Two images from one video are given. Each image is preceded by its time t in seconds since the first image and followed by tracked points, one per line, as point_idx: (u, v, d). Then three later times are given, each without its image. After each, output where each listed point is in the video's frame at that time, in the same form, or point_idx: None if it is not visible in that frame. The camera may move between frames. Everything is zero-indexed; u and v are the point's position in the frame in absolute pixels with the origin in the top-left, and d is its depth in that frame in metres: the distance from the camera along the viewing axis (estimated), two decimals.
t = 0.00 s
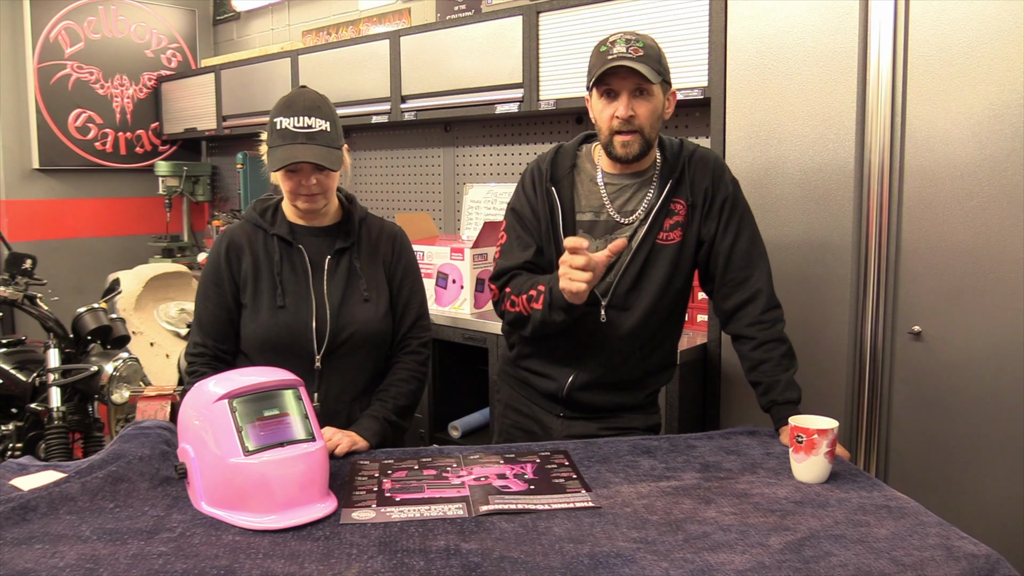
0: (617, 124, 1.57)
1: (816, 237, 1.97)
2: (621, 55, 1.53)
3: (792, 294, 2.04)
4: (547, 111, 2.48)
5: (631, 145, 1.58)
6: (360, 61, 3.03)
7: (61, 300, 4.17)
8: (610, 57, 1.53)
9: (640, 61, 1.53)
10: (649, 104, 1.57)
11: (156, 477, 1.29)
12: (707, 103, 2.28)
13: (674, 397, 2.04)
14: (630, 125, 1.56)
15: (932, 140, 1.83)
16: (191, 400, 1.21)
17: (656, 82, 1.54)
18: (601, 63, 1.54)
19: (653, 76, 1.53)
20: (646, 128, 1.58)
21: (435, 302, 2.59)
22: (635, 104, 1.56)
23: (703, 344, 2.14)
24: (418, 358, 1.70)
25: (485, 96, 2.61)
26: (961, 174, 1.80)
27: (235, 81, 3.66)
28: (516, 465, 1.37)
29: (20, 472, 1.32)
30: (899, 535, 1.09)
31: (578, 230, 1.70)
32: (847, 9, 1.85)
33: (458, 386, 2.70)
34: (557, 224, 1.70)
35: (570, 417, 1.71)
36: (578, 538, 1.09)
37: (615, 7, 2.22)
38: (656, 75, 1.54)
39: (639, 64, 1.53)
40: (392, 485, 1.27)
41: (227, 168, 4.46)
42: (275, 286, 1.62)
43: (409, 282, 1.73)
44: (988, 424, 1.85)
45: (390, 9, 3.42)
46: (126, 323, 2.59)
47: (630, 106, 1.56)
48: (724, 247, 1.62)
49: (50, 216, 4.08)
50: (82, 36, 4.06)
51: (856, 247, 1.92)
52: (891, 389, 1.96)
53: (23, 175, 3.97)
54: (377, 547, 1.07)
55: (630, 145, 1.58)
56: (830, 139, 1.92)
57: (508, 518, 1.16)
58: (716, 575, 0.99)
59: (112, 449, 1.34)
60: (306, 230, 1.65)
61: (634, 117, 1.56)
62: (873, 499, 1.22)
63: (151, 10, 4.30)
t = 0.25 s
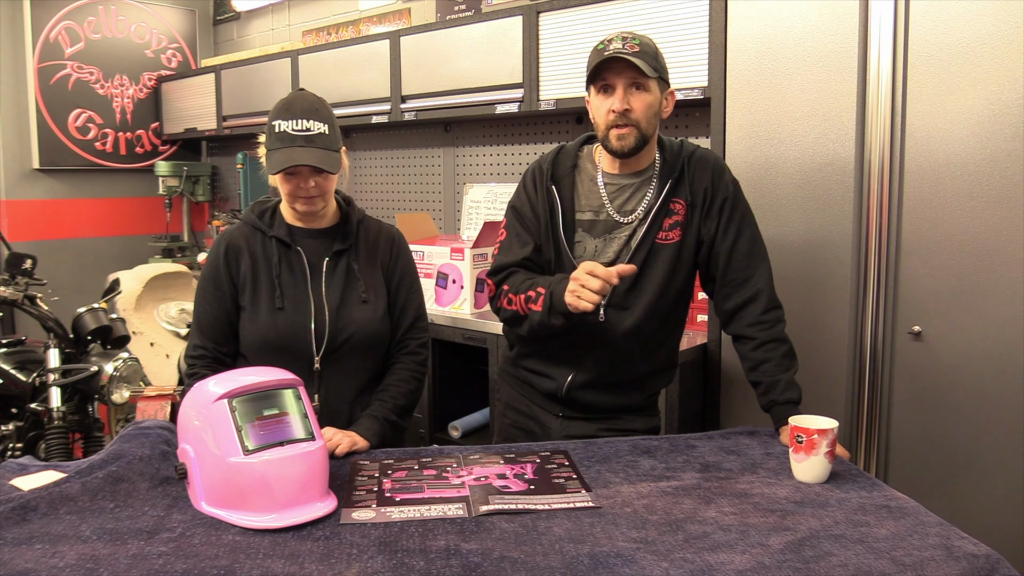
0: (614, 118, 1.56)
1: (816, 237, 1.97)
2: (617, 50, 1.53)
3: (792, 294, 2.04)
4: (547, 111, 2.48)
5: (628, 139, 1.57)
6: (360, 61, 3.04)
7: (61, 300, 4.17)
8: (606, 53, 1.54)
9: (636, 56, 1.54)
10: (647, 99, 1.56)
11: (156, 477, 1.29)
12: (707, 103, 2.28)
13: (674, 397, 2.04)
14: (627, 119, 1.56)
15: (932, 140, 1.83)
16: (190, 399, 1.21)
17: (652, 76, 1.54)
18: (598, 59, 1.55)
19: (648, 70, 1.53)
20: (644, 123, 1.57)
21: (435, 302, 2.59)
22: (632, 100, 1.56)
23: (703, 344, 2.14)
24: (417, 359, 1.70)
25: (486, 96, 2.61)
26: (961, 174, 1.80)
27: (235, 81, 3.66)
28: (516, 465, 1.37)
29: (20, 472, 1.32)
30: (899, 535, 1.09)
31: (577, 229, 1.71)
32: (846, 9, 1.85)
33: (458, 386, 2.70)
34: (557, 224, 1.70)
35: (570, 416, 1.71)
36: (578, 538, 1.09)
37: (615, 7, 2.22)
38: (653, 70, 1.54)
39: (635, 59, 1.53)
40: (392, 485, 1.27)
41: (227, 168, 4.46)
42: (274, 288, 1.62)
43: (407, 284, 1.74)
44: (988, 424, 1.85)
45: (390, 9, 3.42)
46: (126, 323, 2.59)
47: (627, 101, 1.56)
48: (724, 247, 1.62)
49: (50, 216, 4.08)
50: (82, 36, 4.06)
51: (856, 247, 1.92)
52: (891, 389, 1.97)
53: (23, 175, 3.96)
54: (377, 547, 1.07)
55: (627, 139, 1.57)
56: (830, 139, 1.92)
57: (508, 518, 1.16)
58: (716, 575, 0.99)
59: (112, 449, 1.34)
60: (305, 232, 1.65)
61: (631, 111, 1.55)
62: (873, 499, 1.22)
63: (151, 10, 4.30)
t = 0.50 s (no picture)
0: (609, 118, 1.57)
1: (815, 237, 1.97)
2: (610, 50, 1.53)
3: (792, 294, 2.04)
4: (547, 111, 2.48)
5: (624, 139, 1.58)
6: (360, 61, 3.04)
7: (61, 300, 4.17)
8: (599, 54, 1.55)
9: (629, 55, 1.53)
10: (642, 96, 1.56)
11: (156, 477, 1.29)
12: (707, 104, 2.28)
13: (674, 397, 2.04)
14: (622, 118, 1.57)
15: (932, 140, 1.83)
16: (191, 400, 1.21)
17: (646, 73, 1.54)
18: (591, 60, 1.56)
19: (642, 67, 1.53)
20: (639, 121, 1.58)
21: (435, 302, 2.59)
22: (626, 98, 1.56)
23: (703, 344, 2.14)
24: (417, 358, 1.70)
25: (486, 96, 2.61)
26: (961, 174, 1.80)
27: (235, 81, 3.66)
28: (516, 465, 1.37)
29: (20, 472, 1.32)
30: (899, 535, 1.09)
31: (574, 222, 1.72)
32: (846, 10, 1.85)
33: (458, 386, 2.70)
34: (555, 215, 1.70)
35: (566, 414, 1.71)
36: (578, 538, 1.09)
37: (615, 7, 2.22)
38: (645, 68, 1.54)
39: (627, 58, 1.53)
40: (392, 485, 1.27)
41: (227, 168, 4.46)
42: (274, 287, 1.62)
43: (407, 283, 1.74)
44: (988, 424, 1.85)
45: (390, 9, 3.42)
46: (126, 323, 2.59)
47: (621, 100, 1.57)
48: (723, 246, 1.62)
49: (50, 216, 4.08)
50: (82, 36, 4.06)
51: (856, 247, 1.92)
52: (891, 389, 1.97)
53: (23, 175, 3.96)
54: (377, 547, 1.07)
55: (623, 138, 1.58)
56: (830, 139, 1.92)
57: (508, 518, 1.16)
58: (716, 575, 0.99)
59: (112, 449, 1.34)
60: (305, 232, 1.65)
61: (626, 110, 1.56)
62: (873, 499, 1.22)
63: (151, 10, 4.30)
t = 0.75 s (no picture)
0: (619, 119, 1.57)
1: (815, 237, 1.98)
2: (623, 52, 1.54)
3: (791, 294, 2.04)
4: (547, 111, 2.48)
5: (633, 140, 1.58)
6: (360, 61, 3.04)
7: (61, 300, 4.17)
8: (610, 55, 1.55)
9: (641, 58, 1.55)
10: (650, 100, 1.58)
11: (156, 477, 1.29)
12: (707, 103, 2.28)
13: (674, 396, 2.04)
14: (631, 119, 1.57)
15: (932, 140, 1.83)
16: (191, 400, 1.21)
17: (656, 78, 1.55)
18: (603, 60, 1.56)
19: (653, 72, 1.54)
20: (647, 123, 1.58)
21: (435, 302, 2.59)
22: (636, 100, 1.57)
23: (702, 344, 2.14)
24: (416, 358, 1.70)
25: (486, 96, 2.61)
26: (961, 174, 1.80)
27: (235, 81, 3.66)
28: (516, 465, 1.37)
29: (20, 472, 1.32)
30: (899, 535, 1.09)
31: (572, 224, 1.73)
32: (846, 9, 1.85)
33: (458, 386, 2.70)
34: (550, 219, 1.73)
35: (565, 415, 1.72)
36: (578, 538, 1.09)
37: (615, 7, 2.22)
38: (657, 72, 1.55)
39: (640, 61, 1.54)
40: (392, 485, 1.27)
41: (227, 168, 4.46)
42: (275, 287, 1.62)
43: (407, 282, 1.74)
44: (988, 423, 1.85)
45: (390, 9, 3.42)
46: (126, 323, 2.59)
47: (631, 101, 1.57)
48: (723, 248, 1.62)
49: (50, 216, 4.08)
50: (82, 36, 4.06)
51: (856, 247, 1.93)
52: (891, 389, 1.97)
53: (23, 175, 3.96)
54: (378, 547, 1.07)
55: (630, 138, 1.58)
56: (830, 139, 1.92)
57: (508, 518, 1.16)
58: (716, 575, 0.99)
59: (113, 449, 1.34)
60: (306, 232, 1.65)
61: (636, 112, 1.56)
62: (873, 499, 1.22)
63: (151, 10, 4.30)
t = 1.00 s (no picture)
0: (612, 118, 1.57)
1: (815, 237, 1.98)
2: (616, 50, 1.54)
3: (791, 294, 2.04)
4: (547, 111, 2.48)
5: (626, 140, 1.58)
6: (360, 61, 3.04)
7: (61, 300, 4.17)
8: (604, 53, 1.55)
9: (635, 57, 1.55)
10: (644, 99, 1.58)
11: (156, 477, 1.29)
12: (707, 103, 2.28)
13: (673, 396, 2.04)
14: (624, 119, 1.57)
15: (932, 140, 1.83)
16: (191, 399, 1.21)
17: (650, 75, 1.55)
18: (597, 58, 1.56)
19: (647, 69, 1.54)
20: (641, 122, 1.58)
21: (435, 302, 2.59)
22: (629, 100, 1.57)
23: (702, 344, 2.14)
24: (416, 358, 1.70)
25: (486, 96, 2.61)
26: (961, 174, 1.80)
27: (235, 81, 3.66)
28: (516, 465, 1.37)
29: (20, 472, 1.32)
30: (899, 535, 1.09)
31: (568, 225, 1.75)
32: (847, 9, 1.85)
33: (458, 386, 2.70)
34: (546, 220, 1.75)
35: (565, 414, 1.72)
36: (578, 538, 1.09)
37: (615, 7, 2.22)
38: (651, 71, 1.55)
39: (634, 59, 1.54)
40: (392, 485, 1.27)
41: (227, 168, 4.46)
42: (275, 287, 1.62)
43: (407, 281, 1.74)
44: (988, 423, 1.85)
45: (391, 9, 3.42)
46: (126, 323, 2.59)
47: (624, 101, 1.57)
48: (720, 248, 1.61)
49: (50, 216, 4.08)
50: (82, 36, 4.06)
51: (856, 247, 1.93)
52: (891, 389, 1.97)
53: (23, 175, 3.96)
54: (377, 547, 1.07)
55: (623, 138, 1.58)
56: (830, 139, 1.92)
57: (508, 518, 1.16)
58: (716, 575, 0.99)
59: (113, 449, 1.34)
60: (306, 231, 1.66)
61: (629, 111, 1.56)
62: (873, 499, 1.22)
63: (151, 10, 4.30)
